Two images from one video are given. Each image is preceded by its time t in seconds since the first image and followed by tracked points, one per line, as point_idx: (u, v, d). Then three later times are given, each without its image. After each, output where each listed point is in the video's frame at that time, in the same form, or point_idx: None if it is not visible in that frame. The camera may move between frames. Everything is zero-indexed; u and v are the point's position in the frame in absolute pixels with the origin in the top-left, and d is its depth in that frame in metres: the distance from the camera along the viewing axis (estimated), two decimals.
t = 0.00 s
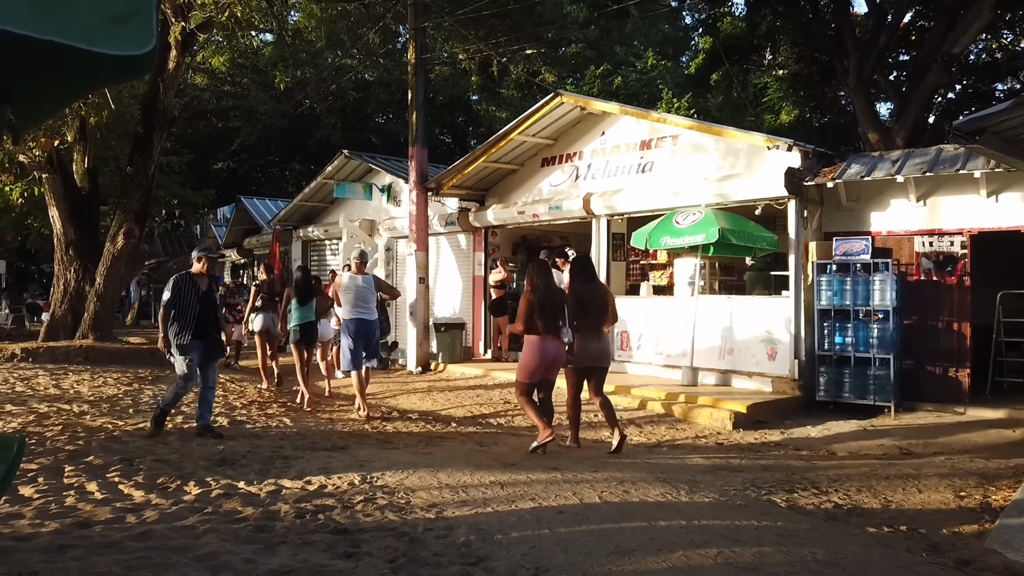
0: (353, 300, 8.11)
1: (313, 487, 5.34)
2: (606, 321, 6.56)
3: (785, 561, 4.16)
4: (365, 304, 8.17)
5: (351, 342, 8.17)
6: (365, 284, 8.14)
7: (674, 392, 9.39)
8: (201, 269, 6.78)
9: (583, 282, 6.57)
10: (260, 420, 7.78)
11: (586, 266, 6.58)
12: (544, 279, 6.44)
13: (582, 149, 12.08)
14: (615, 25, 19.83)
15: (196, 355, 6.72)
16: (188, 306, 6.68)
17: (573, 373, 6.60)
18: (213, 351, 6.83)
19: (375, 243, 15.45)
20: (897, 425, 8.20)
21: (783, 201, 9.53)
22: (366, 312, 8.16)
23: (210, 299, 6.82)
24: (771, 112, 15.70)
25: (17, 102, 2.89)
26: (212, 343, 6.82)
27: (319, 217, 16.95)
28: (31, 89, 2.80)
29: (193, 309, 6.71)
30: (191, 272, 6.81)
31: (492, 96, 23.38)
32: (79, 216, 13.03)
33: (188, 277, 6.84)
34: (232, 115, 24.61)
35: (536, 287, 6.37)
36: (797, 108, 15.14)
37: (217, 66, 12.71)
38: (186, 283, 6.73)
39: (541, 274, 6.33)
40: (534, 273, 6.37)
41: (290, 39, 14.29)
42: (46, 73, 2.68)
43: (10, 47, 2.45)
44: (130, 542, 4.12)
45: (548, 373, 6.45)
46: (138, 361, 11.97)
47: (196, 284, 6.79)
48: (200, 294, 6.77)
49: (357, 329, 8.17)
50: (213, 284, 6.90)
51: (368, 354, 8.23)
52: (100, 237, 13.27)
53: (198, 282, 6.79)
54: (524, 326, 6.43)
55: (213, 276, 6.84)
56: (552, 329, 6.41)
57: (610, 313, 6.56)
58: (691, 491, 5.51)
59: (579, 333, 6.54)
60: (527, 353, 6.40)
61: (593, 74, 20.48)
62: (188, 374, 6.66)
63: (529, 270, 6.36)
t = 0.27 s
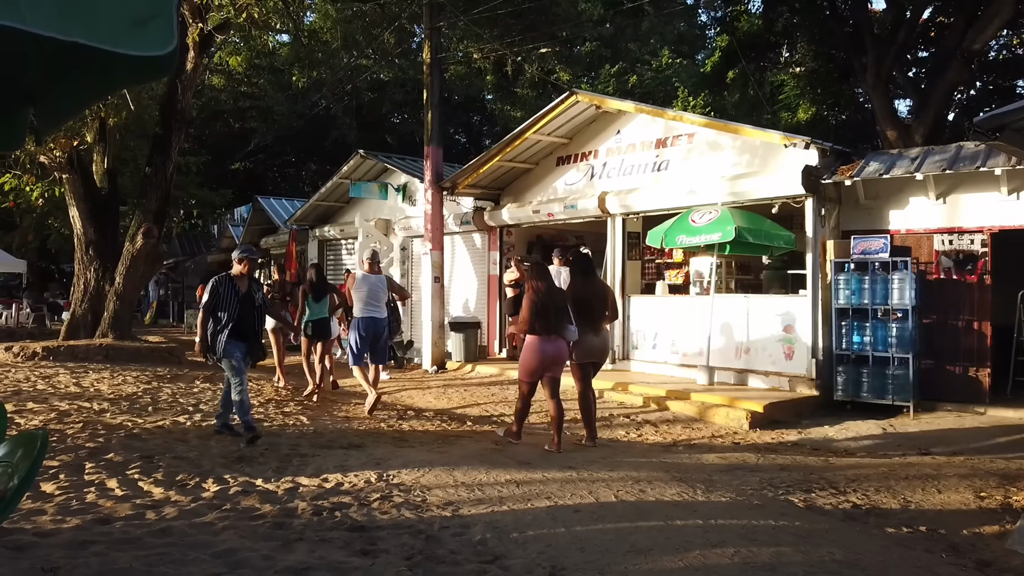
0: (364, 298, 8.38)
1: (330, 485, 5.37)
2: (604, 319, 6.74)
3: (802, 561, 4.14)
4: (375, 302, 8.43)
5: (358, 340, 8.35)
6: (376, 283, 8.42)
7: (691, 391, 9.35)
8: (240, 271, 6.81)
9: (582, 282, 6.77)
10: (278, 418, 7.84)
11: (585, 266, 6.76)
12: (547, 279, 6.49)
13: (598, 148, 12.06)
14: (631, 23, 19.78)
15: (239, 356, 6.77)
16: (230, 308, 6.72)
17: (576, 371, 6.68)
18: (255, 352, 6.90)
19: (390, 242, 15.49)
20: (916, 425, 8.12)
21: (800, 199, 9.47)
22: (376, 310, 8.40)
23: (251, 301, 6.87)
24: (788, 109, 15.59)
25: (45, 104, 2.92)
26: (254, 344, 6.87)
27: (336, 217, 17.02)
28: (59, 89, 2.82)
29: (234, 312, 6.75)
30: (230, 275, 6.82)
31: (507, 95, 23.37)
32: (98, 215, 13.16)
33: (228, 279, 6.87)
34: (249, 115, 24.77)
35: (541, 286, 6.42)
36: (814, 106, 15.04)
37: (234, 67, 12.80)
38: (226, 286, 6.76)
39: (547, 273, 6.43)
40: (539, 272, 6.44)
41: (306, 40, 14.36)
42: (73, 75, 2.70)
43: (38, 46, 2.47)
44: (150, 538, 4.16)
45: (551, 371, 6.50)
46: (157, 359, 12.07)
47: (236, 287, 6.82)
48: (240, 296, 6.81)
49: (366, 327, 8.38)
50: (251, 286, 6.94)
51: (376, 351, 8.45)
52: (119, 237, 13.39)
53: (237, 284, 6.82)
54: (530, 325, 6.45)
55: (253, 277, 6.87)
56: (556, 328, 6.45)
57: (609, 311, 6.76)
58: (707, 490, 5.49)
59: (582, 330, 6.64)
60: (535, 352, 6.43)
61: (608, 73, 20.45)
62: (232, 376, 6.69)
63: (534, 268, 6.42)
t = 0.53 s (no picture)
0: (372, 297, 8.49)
1: (344, 483, 5.39)
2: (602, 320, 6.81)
3: (819, 561, 4.12)
4: (384, 301, 8.54)
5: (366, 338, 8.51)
6: (383, 282, 8.50)
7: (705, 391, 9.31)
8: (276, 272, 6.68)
9: (582, 283, 6.81)
10: (293, 417, 7.87)
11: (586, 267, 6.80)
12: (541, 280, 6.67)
13: (611, 147, 12.03)
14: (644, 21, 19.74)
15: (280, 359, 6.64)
16: (270, 309, 6.57)
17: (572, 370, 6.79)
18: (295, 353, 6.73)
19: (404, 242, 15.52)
20: (934, 425, 8.05)
21: (816, 197, 9.40)
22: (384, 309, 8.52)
23: (290, 302, 6.74)
24: (803, 107, 15.51)
25: (64, 106, 2.95)
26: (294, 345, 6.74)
27: (350, 216, 17.08)
28: (79, 91, 2.86)
29: (274, 313, 6.61)
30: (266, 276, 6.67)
31: (520, 94, 23.38)
32: (116, 215, 13.27)
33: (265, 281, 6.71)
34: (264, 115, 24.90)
35: (532, 287, 6.64)
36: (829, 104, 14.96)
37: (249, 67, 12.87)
38: (264, 286, 6.62)
39: (539, 274, 6.57)
40: (532, 273, 6.60)
41: (320, 40, 14.41)
42: (94, 78, 2.73)
43: (58, 50, 2.50)
44: (167, 535, 4.19)
45: (542, 371, 6.64)
46: (173, 358, 12.16)
47: (274, 287, 6.68)
48: (279, 296, 6.68)
49: (373, 326, 8.50)
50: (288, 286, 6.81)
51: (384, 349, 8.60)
52: (136, 236, 13.49)
53: (275, 285, 6.69)
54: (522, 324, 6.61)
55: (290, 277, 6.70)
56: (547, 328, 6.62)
57: (608, 313, 6.81)
58: (722, 490, 5.47)
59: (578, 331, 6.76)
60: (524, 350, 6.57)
61: (621, 72, 20.42)
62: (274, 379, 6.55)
63: (526, 270, 6.61)
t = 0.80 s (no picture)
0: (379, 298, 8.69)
1: (361, 481, 5.42)
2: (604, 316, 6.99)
3: (837, 563, 4.09)
4: (391, 302, 8.75)
5: (375, 339, 8.70)
6: (388, 283, 8.71)
7: (722, 390, 9.26)
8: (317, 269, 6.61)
9: (585, 280, 6.99)
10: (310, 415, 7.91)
11: (589, 265, 6.97)
12: (543, 278, 6.76)
13: (627, 146, 12.00)
14: (661, 19, 19.67)
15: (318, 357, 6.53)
16: (309, 306, 6.49)
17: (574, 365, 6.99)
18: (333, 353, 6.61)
19: (420, 241, 15.56)
20: (954, 426, 7.98)
21: (834, 195, 9.32)
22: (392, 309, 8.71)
23: (329, 299, 6.65)
24: (820, 105, 15.39)
25: (84, 108, 2.98)
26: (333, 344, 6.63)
27: (366, 216, 17.14)
28: (100, 93, 2.88)
29: (314, 310, 6.52)
30: (307, 273, 6.63)
31: (535, 93, 23.37)
32: (136, 215, 13.39)
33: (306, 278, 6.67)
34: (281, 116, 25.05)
35: (535, 284, 6.73)
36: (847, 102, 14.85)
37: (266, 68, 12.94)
38: (304, 283, 6.56)
39: (543, 273, 6.70)
40: (535, 272, 6.73)
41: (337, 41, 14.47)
42: (116, 82, 2.76)
43: (78, 54, 2.52)
44: (186, 532, 4.22)
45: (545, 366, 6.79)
46: (192, 356, 12.25)
47: (315, 284, 6.61)
48: (319, 294, 6.59)
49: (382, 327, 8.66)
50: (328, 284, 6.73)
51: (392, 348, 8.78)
52: (155, 236, 13.61)
53: (315, 282, 6.61)
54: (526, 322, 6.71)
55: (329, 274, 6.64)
56: (550, 325, 6.74)
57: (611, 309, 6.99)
58: (739, 490, 5.44)
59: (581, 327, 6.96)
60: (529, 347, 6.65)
61: (637, 70, 20.36)
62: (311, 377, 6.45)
63: (530, 269, 6.71)
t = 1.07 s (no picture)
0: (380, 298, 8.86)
1: (372, 481, 5.43)
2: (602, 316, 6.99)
3: (850, 564, 4.07)
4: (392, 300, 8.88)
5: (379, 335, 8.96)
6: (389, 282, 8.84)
7: (733, 390, 9.23)
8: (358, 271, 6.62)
9: (583, 280, 7.03)
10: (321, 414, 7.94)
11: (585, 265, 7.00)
12: (539, 280, 6.91)
13: (637, 145, 11.98)
14: (672, 18, 19.63)
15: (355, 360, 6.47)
16: (347, 308, 6.48)
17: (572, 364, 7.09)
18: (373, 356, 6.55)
19: (430, 240, 15.57)
20: (968, 426, 7.92)
21: (846, 194, 9.28)
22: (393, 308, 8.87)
23: (370, 302, 6.61)
24: (833, 103, 15.32)
25: (98, 111, 3.01)
26: (371, 347, 6.55)
27: (377, 216, 17.18)
28: (114, 96, 2.90)
29: (352, 312, 6.50)
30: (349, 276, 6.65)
31: (545, 92, 23.35)
32: (149, 215, 13.47)
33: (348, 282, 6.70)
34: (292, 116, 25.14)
35: (531, 286, 6.89)
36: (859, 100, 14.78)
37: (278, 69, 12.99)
38: (344, 285, 6.57)
39: (539, 275, 6.87)
40: (531, 274, 6.91)
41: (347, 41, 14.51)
42: (129, 85, 2.77)
43: (91, 57, 2.54)
44: (199, 531, 4.25)
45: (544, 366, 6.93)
46: (205, 356, 12.32)
47: (355, 287, 6.61)
48: (359, 296, 6.58)
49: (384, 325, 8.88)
50: (371, 287, 6.70)
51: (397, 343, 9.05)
52: (168, 236, 13.68)
53: (356, 284, 6.61)
54: (523, 322, 6.92)
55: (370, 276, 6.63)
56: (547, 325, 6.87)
57: (608, 308, 6.99)
58: (751, 490, 5.43)
59: (578, 326, 6.99)
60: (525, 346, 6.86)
61: (648, 69, 20.30)
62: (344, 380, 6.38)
63: (526, 272, 6.90)
